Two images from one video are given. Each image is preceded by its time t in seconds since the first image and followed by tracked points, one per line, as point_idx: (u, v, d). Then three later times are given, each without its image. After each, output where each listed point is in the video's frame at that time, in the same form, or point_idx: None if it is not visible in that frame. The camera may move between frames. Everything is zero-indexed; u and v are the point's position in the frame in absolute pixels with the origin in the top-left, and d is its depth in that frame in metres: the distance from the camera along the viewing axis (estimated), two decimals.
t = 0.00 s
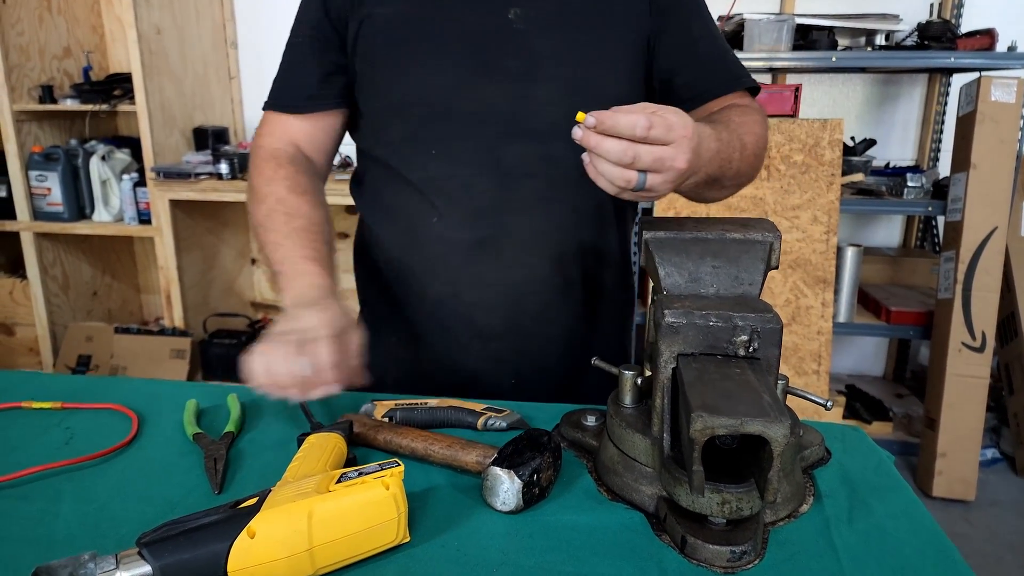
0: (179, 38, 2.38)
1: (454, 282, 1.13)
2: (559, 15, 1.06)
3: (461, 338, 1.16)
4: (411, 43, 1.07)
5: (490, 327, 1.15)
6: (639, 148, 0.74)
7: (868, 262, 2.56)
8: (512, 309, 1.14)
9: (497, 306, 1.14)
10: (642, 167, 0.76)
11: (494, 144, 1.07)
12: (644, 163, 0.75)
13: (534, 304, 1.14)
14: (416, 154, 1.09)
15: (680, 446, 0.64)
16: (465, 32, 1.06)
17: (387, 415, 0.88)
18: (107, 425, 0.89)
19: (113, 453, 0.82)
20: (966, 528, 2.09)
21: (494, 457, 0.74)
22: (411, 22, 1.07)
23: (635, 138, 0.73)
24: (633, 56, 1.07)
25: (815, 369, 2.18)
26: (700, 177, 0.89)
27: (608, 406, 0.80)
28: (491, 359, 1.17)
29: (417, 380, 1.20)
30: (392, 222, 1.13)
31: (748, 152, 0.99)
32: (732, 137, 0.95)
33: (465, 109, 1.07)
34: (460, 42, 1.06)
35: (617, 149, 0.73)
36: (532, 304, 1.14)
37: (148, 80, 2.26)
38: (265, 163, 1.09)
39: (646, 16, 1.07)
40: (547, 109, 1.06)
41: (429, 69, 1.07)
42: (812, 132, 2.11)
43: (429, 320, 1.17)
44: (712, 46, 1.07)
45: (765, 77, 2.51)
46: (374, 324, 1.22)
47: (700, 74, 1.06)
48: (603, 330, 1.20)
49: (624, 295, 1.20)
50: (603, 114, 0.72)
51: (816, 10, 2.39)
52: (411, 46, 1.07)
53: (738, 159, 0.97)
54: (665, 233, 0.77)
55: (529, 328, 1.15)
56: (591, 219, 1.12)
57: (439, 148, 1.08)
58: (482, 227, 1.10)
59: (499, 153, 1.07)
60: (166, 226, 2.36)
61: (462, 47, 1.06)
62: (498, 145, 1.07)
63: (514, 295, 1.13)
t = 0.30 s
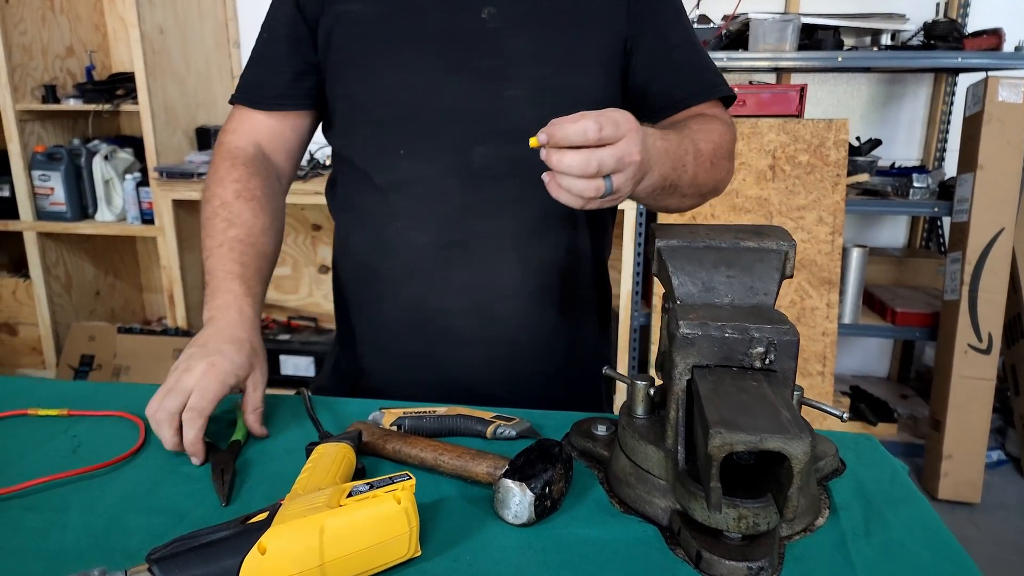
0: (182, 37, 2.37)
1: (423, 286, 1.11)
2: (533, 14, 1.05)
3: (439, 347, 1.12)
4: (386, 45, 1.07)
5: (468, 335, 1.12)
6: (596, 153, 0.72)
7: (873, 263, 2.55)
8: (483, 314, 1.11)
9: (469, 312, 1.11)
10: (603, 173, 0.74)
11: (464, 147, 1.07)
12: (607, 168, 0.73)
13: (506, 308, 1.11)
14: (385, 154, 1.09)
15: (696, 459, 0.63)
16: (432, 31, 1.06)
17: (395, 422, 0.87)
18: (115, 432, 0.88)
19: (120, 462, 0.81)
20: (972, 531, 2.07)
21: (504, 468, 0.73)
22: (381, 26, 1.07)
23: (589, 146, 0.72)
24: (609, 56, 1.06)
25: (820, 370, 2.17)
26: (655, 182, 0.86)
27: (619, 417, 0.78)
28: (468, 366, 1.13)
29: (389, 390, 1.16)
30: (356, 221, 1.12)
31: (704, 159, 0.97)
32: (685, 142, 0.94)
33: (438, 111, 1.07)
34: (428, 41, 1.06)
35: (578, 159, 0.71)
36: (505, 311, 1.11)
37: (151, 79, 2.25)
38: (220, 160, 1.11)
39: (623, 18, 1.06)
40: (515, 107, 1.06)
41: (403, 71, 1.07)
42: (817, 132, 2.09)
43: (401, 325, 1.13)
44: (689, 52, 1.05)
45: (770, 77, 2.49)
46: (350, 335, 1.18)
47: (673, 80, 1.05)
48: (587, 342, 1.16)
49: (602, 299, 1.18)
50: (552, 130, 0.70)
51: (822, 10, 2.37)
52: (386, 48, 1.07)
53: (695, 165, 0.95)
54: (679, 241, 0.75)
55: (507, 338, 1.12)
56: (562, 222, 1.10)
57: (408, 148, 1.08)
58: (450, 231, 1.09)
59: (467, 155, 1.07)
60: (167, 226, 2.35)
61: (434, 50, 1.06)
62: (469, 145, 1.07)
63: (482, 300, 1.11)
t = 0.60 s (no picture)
0: (186, 37, 2.36)
1: (416, 293, 1.08)
2: (519, 15, 1.03)
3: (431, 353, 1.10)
4: (369, 46, 1.04)
5: (457, 344, 1.10)
6: (584, 143, 0.68)
7: (879, 264, 2.54)
8: (474, 322, 1.09)
9: (461, 318, 1.09)
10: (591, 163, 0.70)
11: (449, 150, 1.04)
12: (595, 158, 0.70)
13: (499, 315, 1.08)
14: (368, 157, 1.06)
15: (716, 475, 0.62)
16: (416, 32, 1.03)
17: (405, 431, 0.86)
18: (120, 440, 0.87)
19: (127, 471, 0.80)
20: (980, 533, 2.06)
21: (518, 480, 0.72)
22: (360, 28, 1.05)
23: (575, 134, 0.68)
24: (599, 59, 1.04)
25: (826, 372, 2.15)
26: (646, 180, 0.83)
27: (634, 427, 0.77)
28: (458, 375, 1.11)
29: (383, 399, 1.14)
30: (342, 227, 1.10)
31: (695, 162, 0.95)
32: (676, 142, 0.92)
33: (422, 113, 1.04)
34: (412, 42, 1.03)
35: (565, 151, 0.68)
36: (492, 320, 1.08)
37: (156, 80, 2.24)
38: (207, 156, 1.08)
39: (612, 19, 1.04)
40: (501, 111, 1.03)
41: (386, 71, 1.04)
42: (824, 132, 2.07)
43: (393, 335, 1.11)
44: (678, 57, 1.03)
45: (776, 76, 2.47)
46: (337, 341, 1.15)
47: (666, 82, 1.03)
48: (578, 350, 1.13)
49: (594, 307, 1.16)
50: (537, 118, 0.67)
51: (829, 8, 2.35)
52: (370, 49, 1.04)
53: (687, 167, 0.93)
54: (698, 249, 0.74)
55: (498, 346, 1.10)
56: (549, 226, 1.06)
57: (392, 151, 1.05)
58: (436, 236, 1.06)
59: (453, 159, 1.04)
60: (172, 226, 2.34)
61: (417, 50, 1.03)
62: (452, 150, 1.04)
63: (471, 307, 1.08)
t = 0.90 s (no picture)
0: (191, 34, 2.33)
1: (409, 299, 1.03)
2: (525, 14, 0.99)
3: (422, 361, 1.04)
4: (367, 43, 1.00)
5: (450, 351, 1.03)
6: (585, 132, 0.65)
7: (890, 266, 2.49)
8: (465, 332, 1.03)
9: (452, 325, 1.03)
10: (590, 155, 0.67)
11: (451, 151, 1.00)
12: (595, 149, 0.67)
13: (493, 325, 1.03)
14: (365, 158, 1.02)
15: (744, 502, 0.59)
16: (418, 31, 0.99)
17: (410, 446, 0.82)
18: (116, 455, 0.84)
19: (122, 489, 0.77)
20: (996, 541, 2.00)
21: (531, 503, 0.68)
22: (358, 26, 1.01)
23: (577, 123, 0.65)
24: (606, 60, 1.01)
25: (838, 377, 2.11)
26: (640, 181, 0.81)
27: (653, 445, 0.74)
28: (457, 386, 1.05)
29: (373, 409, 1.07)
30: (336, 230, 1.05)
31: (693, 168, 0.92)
32: (675, 148, 0.88)
33: (420, 114, 1.00)
34: (413, 40, 0.99)
35: (568, 141, 0.65)
36: (491, 329, 1.03)
37: (160, 78, 2.21)
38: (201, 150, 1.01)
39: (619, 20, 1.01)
40: (504, 113, 0.99)
41: (385, 70, 1.00)
42: (837, 132, 2.02)
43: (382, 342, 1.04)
44: (685, 63, 1.01)
45: (786, 75, 2.43)
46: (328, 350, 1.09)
47: (670, 89, 1.01)
48: (580, 360, 1.09)
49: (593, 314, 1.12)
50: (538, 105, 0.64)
51: (841, 6, 2.31)
52: (369, 46, 1.00)
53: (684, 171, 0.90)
54: (721, 259, 0.70)
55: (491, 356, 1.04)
56: (553, 230, 1.02)
57: (390, 153, 1.01)
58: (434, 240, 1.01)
59: (454, 161, 1.00)
60: (178, 225, 2.33)
61: (417, 48, 0.99)
62: (453, 151, 1.00)
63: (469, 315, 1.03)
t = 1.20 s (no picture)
0: (194, 34, 2.29)
1: (412, 316, 0.97)
2: (540, 19, 0.94)
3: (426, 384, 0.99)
4: (374, 49, 0.95)
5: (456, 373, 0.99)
6: (583, 168, 0.64)
7: (906, 269, 2.41)
8: (472, 354, 0.98)
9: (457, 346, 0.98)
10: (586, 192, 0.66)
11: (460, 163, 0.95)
12: (592, 186, 0.65)
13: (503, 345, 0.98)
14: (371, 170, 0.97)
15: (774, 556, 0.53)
16: (429, 34, 0.95)
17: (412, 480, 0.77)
18: (103, 483, 0.79)
19: (106, 523, 0.72)
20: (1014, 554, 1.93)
21: (541, 547, 0.63)
22: (364, 29, 0.95)
23: (575, 159, 0.64)
24: (624, 68, 0.95)
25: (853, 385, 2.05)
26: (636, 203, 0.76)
27: (670, 481, 0.69)
28: (463, 409, 1.00)
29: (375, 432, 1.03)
30: (337, 244, 1.00)
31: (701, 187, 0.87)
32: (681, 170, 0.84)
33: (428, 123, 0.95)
34: (423, 45, 0.94)
35: (564, 177, 0.63)
36: (499, 349, 0.98)
37: (162, 79, 2.17)
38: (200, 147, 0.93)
39: (639, 26, 0.95)
40: (518, 122, 0.94)
41: (393, 77, 0.95)
42: (852, 134, 1.95)
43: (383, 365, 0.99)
44: (705, 76, 0.95)
45: (799, 75, 2.37)
46: (327, 369, 1.04)
47: (686, 100, 0.96)
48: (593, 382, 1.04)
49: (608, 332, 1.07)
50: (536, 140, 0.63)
51: (856, 5, 2.25)
52: (375, 52, 0.95)
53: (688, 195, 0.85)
54: (744, 284, 0.65)
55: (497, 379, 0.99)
56: (565, 245, 0.97)
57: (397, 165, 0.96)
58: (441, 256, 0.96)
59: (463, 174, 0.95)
60: (180, 227, 2.29)
61: (427, 54, 0.94)
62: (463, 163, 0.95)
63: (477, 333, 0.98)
